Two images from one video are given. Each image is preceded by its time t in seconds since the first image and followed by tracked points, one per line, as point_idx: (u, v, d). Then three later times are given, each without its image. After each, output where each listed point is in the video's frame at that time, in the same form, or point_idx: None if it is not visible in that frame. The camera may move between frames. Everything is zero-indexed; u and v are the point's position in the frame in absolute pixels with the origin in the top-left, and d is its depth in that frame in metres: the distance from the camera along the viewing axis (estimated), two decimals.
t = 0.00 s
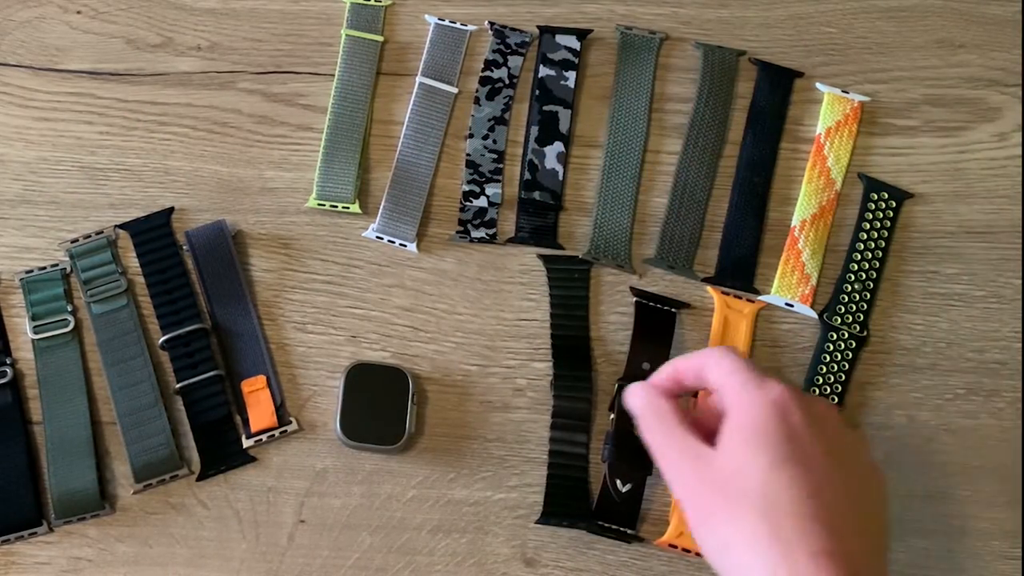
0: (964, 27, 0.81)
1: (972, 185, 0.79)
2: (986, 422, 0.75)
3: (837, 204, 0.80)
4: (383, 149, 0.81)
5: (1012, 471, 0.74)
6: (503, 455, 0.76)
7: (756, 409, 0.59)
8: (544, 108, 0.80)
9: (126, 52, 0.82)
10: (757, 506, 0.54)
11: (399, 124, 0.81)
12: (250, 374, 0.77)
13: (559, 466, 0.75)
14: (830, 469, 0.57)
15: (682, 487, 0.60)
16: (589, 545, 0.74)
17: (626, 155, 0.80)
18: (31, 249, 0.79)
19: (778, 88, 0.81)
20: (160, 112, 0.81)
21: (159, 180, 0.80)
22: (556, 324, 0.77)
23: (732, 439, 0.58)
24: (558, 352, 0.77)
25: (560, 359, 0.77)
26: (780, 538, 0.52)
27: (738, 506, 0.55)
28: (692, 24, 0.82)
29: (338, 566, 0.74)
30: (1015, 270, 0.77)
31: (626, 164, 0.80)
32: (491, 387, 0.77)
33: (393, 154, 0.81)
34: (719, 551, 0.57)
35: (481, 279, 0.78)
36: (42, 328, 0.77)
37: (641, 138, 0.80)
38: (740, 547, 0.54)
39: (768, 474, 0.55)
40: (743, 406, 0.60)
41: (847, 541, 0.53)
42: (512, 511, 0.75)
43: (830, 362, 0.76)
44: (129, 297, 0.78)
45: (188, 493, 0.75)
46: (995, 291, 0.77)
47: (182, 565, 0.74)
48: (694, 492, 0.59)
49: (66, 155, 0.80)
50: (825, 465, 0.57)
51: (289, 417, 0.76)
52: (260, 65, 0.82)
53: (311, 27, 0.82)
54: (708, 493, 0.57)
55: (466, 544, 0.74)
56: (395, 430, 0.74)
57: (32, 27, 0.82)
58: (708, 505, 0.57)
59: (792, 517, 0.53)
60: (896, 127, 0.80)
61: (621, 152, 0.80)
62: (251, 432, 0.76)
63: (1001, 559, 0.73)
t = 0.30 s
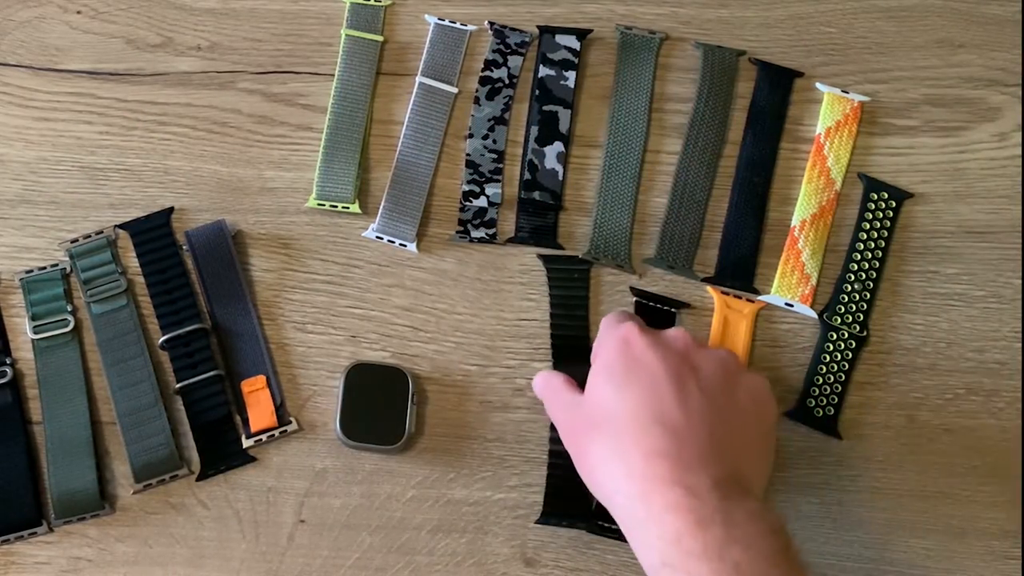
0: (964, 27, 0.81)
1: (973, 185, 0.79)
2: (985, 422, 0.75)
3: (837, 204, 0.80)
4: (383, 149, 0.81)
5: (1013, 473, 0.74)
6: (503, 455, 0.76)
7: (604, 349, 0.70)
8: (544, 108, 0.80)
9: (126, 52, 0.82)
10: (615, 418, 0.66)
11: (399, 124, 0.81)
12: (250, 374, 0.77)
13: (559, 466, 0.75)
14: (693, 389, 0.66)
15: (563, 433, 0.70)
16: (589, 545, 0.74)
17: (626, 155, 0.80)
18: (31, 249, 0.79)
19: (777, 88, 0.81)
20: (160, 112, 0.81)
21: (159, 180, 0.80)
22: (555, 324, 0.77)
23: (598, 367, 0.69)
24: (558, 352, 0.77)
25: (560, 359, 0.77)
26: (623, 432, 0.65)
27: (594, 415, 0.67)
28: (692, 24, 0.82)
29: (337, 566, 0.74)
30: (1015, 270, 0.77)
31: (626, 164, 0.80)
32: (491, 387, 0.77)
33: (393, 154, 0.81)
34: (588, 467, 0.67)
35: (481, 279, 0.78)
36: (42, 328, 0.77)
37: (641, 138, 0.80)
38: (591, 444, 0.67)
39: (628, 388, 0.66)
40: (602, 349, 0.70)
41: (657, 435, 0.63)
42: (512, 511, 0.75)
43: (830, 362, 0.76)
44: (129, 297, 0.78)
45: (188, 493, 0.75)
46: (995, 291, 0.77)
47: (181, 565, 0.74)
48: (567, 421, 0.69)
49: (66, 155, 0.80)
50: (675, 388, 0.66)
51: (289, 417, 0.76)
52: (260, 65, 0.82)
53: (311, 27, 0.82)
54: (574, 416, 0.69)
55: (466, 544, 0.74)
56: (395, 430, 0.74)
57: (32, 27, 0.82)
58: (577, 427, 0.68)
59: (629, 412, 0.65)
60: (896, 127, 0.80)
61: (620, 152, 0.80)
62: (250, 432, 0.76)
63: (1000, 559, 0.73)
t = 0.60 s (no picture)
0: (964, 27, 0.81)
1: (972, 186, 0.79)
2: (985, 422, 0.75)
3: (837, 204, 0.80)
4: (383, 149, 0.81)
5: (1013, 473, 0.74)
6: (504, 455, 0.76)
7: (535, 368, 0.62)
8: (544, 108, 0.80)
9: (127, 52, 0.82)
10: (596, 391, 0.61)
11: (399, 124, 0.81)
12: (250, 374, 0.77)
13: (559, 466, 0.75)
14: (643, 404, 0.61)
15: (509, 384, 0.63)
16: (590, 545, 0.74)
17: (626, 155, 0.80)
18: (31, 249, 0.79)
19: (778, 88, 0.81)
20: (160, 112, 0.81)
21: (159, 180, 0.80)
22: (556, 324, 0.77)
23: (525, 393, 0.61)
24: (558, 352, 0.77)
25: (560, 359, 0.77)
26: (597, 491, 0.57)
27: (552, 469, 0.59)
28: (692, 24, 0.82)
29: (337, 566, 0.74)
30: (1015, 270, 0.77)
31: (626, 164, 0.80)
32: (492, 387, 0.77)
33: (393, 154, 0.81)
34: (541, 430, 0.60)
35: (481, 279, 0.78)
36: (42, 328, 0.77)
37: (641, 139, 0.80)
38: (558, 506, 0.58)
39: (579, 429, 0.59)
40: (529, 361, 0.62)
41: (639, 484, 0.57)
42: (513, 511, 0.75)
43: (830, 362, 0.76)
44: (129, 297, 0.78)
45: (188, 493, 0.75)
46: (995, 291, 0.77)
47: (182, 565, 0.74)
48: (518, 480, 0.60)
49: (66, 155, 0.80)
50: (645, 369, 0.63)
51: (289, 417, 0.76)
52: (261, 65, 0.82)
53: (311, 27, 0.82)
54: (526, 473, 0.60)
55: (466, 544, 0.74)
56: (395, 430, 0.74)
57: (32, 27, 0.82)
58: (530, 487, 0.60)
59: (597, 464, 0.58)
60: (896, 127, 0.80)
61: (620, 152, 0.80)
62: (251, 432, 0.76)
63: (1000, 559, 0.73)
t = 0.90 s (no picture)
0: (964, 27, 0.81)
1: (972, 186, 0.79)
2: (985, 423, 0.75)
3: (837, 204, 0.79)
4: (384, 149, 0.81)
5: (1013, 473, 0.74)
6: (504, 455, 0.76)
7: (709, 345, 0.61)
8: (545, 108, 0.80)
9: (127, 52, 0.82)
10: (729, 393, 0.60)
11: (399, 124, 0.81)
12: (250, 374, 0.77)
13: (560, 466, 0.75)
14: (774, 417, 0.60)
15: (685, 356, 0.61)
16: (589, 545, 0.74)
17: (626, 154, 0.80)
18: (32, 249, 0.79)
19: (778, 88, 0.80)
20: (160, 112, 0.81)
21: (159, 180, 0.80)
22: (556, 324, 0.77)
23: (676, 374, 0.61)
24: (558, 352, 0.77)
25: (560, 359, 0.77)
26: (717, 486, 0.57)
27: (672, 435, 0.60)
28: (692, 24, 0.82)
29: (337, 566, 0.74)
30: (1014, 270, 0.77)
31: (626, 164, 0.80)
32: (491, 387, 0.77)
33: (393, 154, 0.81)
34: (675, 417, 0.60)
35: (481, 279, 0.78)
36: (42, 328, 0.77)
37: (642, 139, 0.80)
38: (673, 488, 0.59)
39: (711, 411, 0.59)
40: (704, 336, 0.61)
41: (752, 481, 0.57)
42: (513, 511, 0.75)
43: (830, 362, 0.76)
44: (129, 297, 0.78)
45: (189, 493, 0.75)
46: (995, 291, 0.77)
47: (182, 565, 0.74)
48: (637, 434, 0.62)
49: (66, 156, 0.80)
50: (792, 386, 0.62)
51: (290, 418, 0.76)
52: (261, 65, 0.82)
53: (311, 27, 0.82)
54: (643, 431, 0.61)
55: (467, 544, 0.74)
56: (396, 430, 0.74)
57: (33, 27, 0.82)
58: (650, 447, 0.61)
59: (721, 445, 0.58)
60: (896, 127, 0.80)
61: (620, 152, 0.80)
62: (251, 432, 0.76)
63: (1000, 559, 0.73)
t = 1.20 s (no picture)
0: (964, 27, 0.81)
1: (972, 186, 0.79)
2: (985, 423, 0.75)
3: (838, 204, 0.79)
4: (384, 149, 0.81)
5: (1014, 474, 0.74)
6: (504, 455, 0.76)
7: (838, 345, 0.68)
8: (545, 108, 0.80)
9: (127, 52, 0.82)
10: (858, 394, 0.66)
11: (400, 124, 0.81)
12: (250, 374, 0.77)
13: (560, 467, 0.75)
14: (895, 423, 0.65)
15: (817, 351, 0.68)
16: (589, 545, 0.74)
17: (627, 154, 0.80)
18: (32, 249, 0.79)
19: (778, 88, 0.80)
20: (160, 112, 0.81)
21: (159, 180, 0.80)
22: (556, 324, 0.77)
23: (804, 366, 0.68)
24: (558, 353, 0.77)
25: (560, 359, 0.77)
26: (833, 472, 0.63)
27: (793, 425, 0.66)
28: (693, 24, 0.82)
29: (337, 567, 0.74)
30: (1015, 270, 0.77)
31: (626, 164, 0.80)
32: (491, 387, 0.77)
33: (393, 154, 0.81)
34: (801, 406, 0.66)
35: (481, 280, 0.78)
36: (42, 328, 0.77)
37: (642, 139, 0.80)
38: (787, 472, 0.65)
39: (834, 411, 0.65)
40: (834, 335, 0.68)
41: (867, 483, 0.62)
42: (513, 511, 0.75)
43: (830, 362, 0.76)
44: (130, 297, 0.78)
45: (189, 493, 0.75)
46: (995, 291, 0.77)
47: (182, 565, 0.74)
48: (750, 423, 0.67)
49: (66, 156, 0.80)
50: (919, 400, 0.67)
51: (290, 418, 0.76)
52: (261, 65, 0.82)
53: (311, 27, 0.82)
54: (757, 421, 0.67)
55: (467, 544, 0.74)
56: (395, 430, 0.74)
57: (33, 27, 0.82)
58: (765, 432, 0.66)
59: (837, 443, 0.64)
60: (896, 127, 0.80)
61: (621, 152, 0.80)
62: (251, 432, 0.76)
63: (999, 559, 0.73)
